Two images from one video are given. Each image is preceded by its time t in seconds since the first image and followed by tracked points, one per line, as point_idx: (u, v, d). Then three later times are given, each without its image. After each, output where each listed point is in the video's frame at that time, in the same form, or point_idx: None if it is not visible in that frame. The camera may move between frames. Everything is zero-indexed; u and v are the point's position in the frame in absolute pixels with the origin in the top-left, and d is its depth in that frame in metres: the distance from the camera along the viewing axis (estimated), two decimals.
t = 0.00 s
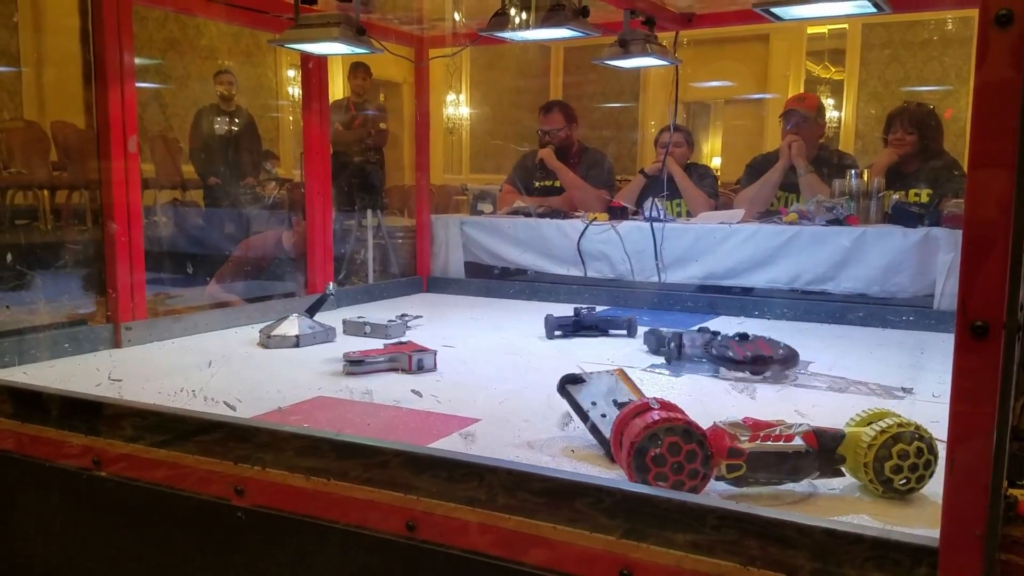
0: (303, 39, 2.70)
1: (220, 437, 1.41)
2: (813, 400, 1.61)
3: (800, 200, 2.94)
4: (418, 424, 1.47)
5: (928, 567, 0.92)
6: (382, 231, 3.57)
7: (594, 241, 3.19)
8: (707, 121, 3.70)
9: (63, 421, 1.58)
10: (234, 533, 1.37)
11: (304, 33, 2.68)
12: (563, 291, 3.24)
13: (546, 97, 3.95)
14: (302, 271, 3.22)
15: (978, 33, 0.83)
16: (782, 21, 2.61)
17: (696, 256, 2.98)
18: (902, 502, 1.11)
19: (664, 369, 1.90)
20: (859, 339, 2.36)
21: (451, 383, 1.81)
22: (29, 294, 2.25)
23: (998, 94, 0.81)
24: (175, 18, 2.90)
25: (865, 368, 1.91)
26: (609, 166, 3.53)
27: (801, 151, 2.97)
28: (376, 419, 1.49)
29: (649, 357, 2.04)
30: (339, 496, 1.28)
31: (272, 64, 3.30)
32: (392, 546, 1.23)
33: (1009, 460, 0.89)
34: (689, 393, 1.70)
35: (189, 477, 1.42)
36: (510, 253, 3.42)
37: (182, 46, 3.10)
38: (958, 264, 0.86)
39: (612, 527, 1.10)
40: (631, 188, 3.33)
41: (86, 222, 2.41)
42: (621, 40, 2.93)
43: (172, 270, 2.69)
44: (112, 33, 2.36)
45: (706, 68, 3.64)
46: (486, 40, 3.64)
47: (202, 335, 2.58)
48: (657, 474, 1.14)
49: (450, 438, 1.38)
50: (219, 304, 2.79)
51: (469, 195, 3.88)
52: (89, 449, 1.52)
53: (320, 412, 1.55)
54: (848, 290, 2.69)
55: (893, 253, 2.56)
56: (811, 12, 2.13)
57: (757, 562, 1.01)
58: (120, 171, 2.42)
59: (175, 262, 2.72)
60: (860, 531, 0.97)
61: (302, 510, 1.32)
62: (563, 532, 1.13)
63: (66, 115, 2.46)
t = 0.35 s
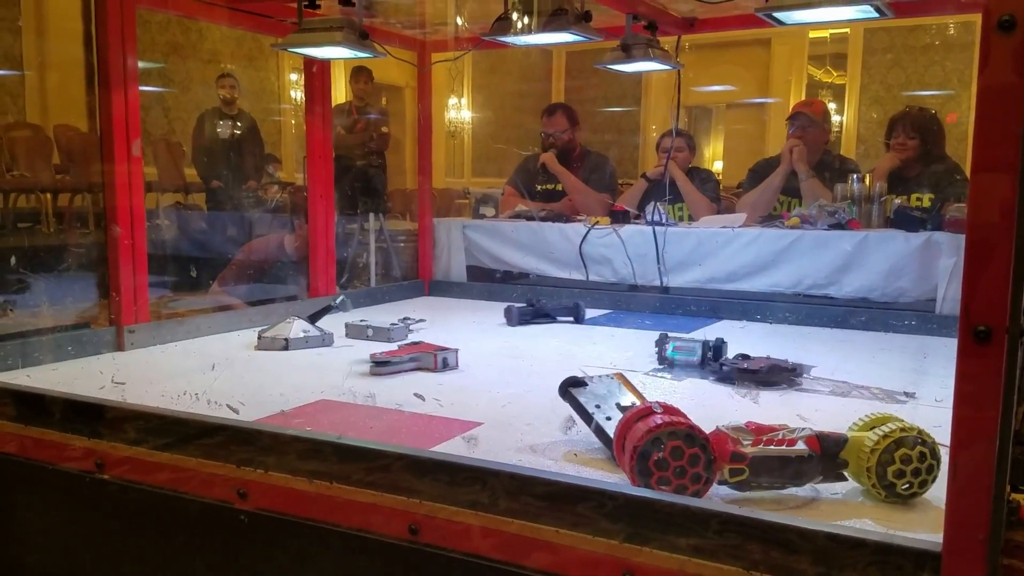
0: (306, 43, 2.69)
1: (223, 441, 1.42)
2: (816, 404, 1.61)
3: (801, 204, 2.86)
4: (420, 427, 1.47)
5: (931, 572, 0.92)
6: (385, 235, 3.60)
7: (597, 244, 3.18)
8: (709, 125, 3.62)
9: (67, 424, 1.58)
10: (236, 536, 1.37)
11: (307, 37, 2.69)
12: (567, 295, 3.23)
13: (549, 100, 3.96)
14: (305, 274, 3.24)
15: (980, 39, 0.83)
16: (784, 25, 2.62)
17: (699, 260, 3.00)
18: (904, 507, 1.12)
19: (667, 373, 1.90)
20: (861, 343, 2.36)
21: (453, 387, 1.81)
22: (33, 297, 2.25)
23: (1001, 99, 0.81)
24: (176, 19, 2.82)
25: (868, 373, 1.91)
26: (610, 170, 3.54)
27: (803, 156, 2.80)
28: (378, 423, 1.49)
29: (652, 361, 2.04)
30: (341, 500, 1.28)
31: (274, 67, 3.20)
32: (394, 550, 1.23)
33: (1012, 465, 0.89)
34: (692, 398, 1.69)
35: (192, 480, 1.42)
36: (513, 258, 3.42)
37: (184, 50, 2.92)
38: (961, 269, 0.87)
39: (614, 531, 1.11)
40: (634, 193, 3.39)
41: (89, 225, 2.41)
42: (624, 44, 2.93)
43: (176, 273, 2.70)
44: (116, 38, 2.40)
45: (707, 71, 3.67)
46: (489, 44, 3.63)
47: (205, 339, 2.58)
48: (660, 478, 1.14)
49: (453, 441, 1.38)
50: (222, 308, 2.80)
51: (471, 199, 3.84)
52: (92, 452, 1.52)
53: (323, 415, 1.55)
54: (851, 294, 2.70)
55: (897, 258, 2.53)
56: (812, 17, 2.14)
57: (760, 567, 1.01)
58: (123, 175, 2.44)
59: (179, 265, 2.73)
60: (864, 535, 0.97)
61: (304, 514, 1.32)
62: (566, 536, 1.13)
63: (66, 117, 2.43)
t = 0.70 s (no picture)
0: (305, 43, 2.69)
1: (222, 441, 1.42)
2: (816, 403, 1.61)
3: (802, 202, 2.73)
4: (420, 427, 1.47)
5: (931, 571, 0.92)
6: (384, 235, 3.60)
7: (596, 243, 3.20)
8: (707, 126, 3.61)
9: (66, 424, 1.59)
10: (236, 536, 1.37)
11: (306, 37, 2.68)
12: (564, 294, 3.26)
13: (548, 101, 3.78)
14: (304, 275, 3.23)
15: (979, 38, 0.83)
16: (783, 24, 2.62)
17: (698, 259, 3.01)
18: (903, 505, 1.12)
19: (666, 372, 1.90)
20: (861, 342, 2.36)
21: (453, 387, 1.80)
22: (31, 297, 2.25)
23: (999, 98, 0.81)
24: (175, 20, 2.85)
25: (868, 372, 1.91)
26: (610, 169, 3.49)
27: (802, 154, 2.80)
28: (378, 422, 1.49)
29: (652, 360, 2.04)
30: (341, 500, 1.28)
31: (273, 67, 3.22)
32: (394, 550, 1.23)
33: (1013, 465, 0.89)
34: (691, 396, 1.70)
35: (191, 480, 1.42)
36: (511, 257, 3.44)
37: (184, 50, 2.98)
38: (961, 269, 0.87)
39: (614, 530, 1.11)
40: (633, 193, 3.34)
41: (87, 226, 2.41)
42: (622, 43, 2.94)
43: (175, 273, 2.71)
44: (115, 39, 2.37)
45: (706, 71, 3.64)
46: (488, 44, 3.57)
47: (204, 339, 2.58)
48: (660, 478, 1.14)
49: (452, 441, 1.38)
50: (221, 308, 2.79)
51: (470, 198, 3.79)
52: (91, 452, 1.52)
53: (322, 415, 1.55)
54: (850, 293, 2.71)
55: (897, 256, 2.52)
56: (810, 16, 2.14)
57: (760, 566, 1.01)
58: (123, 175, 2.43)
59: (178, 266, 2.73)
60: (863, 534, 0.97)
61: (303, 514, 1.32)
62: (566, 535, 1.13)
63: (67, 119, 2.47)
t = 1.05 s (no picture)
0: (289, 39, 2.68)
1: (207, 439, 1.42)
2: (800, 398, 1.62)
3: (784, 198, 2.89)
4: (406, 424, 1.47)
5: (913, 564, 0.92)
6: (371, 232, 3.58)
7: (582, 241, 3.21)
8: (693, 122, 3.53)
9: (50, 423, 1.58)
10: (222, 535, 1.37)
11: (290, 33, 2.67)
12: (551, 291, 3.26)
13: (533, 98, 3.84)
14: (289, 272, 3.20)
15: (959, 33, 0.84)
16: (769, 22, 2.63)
17: (682, 255, 2.99)
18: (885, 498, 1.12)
19: (651, 368, 1.90)
20: (847, 338, 2.37)
21: (439, 384, 1.80)
22: (14, 296, 2.23)
23: (979, 94, 0.82)
24: (159, 17, 2.84)
25: (853, 367, 1.92)
26: (597, 166, 3.52)
27: (786, 152, 2.90)
28: (363, 419, 1.48)
29: (638, 356, 2.04)
30: (326, 497, 1.28)
31: (259, 64, 3.22)
32: (381, 547, 1.22)
33: (992, 456, 0.90)
34: (675, 391, 1.70)
35: (176, 479, 1.41)
36: (498, 253, 3.43)
37: (168, 48, 3.06)
38: (941, 264, 0.87)
39: (600, 525, 1.11)
40: (619, 189, 3.33)
41: (72, 224, 2.39)
42: (607, 40, 2.94)
43: (157, 271, 2.68)
44: (97, 35, 2.34)
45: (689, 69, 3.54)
46: (473, 40, 3.60)
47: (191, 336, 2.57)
48: (644, 472, 1.15)
49: (438, 438, 1.38)
50: (205, 306, 2.78)
51: (457, 195, 3.82)
52: (76, 451, 1.51)
53: (308, 413, 1.55)
54: (833, 289, 2.72)
55: (880, 252, 2.57)
56: (794, 13, 2.15)
57: (743, 559, 1.02)
58: (106, 173, 2.40)
59: (160, 263, 2.70)
60: (846, 527, 0.98)
61: (289, 512, 1.31)
62: (552, 531, 1.13)
63: (53, 118, 2.48)
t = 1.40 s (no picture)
0: (280, 36, 2.67)
1: (198, 438, 1.41)
2: (789, 395, 1.62)
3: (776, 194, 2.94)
4: (397, 422, 1.47)
5: (903, 560, 0.93)
6: (361, 231, 3.58)
7: (574, 239, 3.20)
8: (685, 120, 3.68)
9: (40, 423, 1.57)
10: (213, 534, 1.36)
11: (281, 30, 2.67)
12: (543, 289, 3.24)
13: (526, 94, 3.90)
14: (280, 270, 3.20)
15: (947, 29, 0.84)
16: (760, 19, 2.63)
17: (673, 253, 2.99)
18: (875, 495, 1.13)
19: (643, 365, 1.91)
20: (839, 334, 2.38)
21: (430, 382, 1.80)
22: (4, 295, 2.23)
23: (968, 90, 0.82)
24: (149, 14, 2.82)
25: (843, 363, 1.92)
26: (588, 164, 3.50)
27: (777, 150, 3.04)
28: (355, 418, 1.48)
29: (629, 354, 2.04)
30: (318, 496, 1.28)
31: (249, 63, 3.20)
32: (372, 545, 1.22)
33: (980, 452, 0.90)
34: (666, 388, 1.70)
35: (167, 478, 1.41)
36: (490, 251, 3.43)
37: (158, 46, 2.96)
38: (930, 261, 0.87)
39: (591, 523, 1.11)
40: (611, 187, 3.30)
41: (62, 223, 2.38)
42: (598, 37, 2.94)
43: (147, 270, 2.66)
44: (85, 31, 2.33)
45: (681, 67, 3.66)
46: (465, 38, 3.63)
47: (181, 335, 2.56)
48: (635, 469, 1.15)
49: (429, 436, 1.38)
50: (196, 305, 2.77)
51: (448, 193, 3.76)
52: (65, 451, 1.50)
53: (299, 411, 1.54)
54: (825, 287, 2.72)
55: (870, 250, 2.57)
56: (784, 10, 2.15)
57: (734, 556, 1.02)
58: (95, 171, 2.39)
59: (149, 262, 2.68)
60: (836, 523, 0.98)
61: (281, 511, 1.31)
62: (543, 528, 1.13)
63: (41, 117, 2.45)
